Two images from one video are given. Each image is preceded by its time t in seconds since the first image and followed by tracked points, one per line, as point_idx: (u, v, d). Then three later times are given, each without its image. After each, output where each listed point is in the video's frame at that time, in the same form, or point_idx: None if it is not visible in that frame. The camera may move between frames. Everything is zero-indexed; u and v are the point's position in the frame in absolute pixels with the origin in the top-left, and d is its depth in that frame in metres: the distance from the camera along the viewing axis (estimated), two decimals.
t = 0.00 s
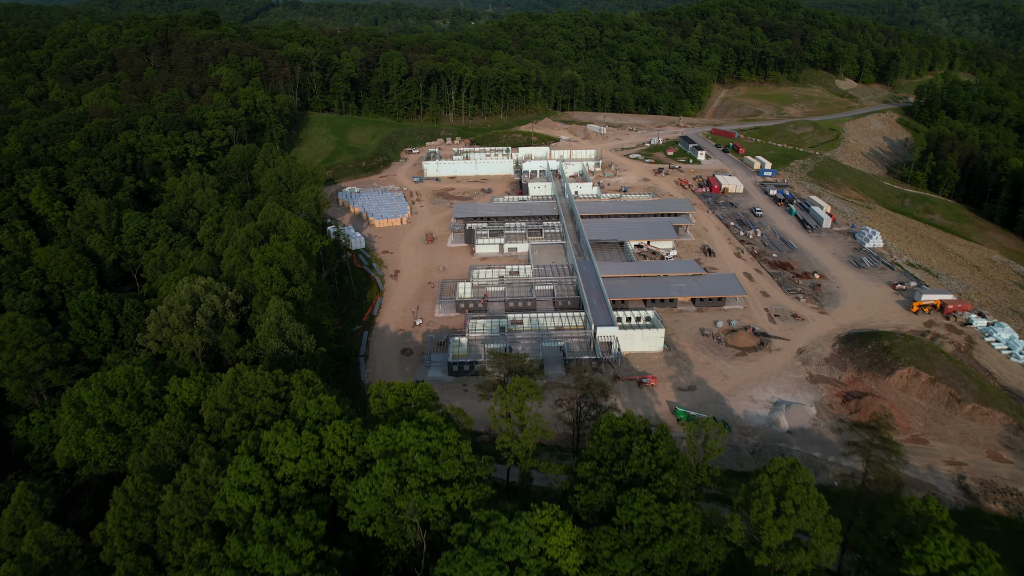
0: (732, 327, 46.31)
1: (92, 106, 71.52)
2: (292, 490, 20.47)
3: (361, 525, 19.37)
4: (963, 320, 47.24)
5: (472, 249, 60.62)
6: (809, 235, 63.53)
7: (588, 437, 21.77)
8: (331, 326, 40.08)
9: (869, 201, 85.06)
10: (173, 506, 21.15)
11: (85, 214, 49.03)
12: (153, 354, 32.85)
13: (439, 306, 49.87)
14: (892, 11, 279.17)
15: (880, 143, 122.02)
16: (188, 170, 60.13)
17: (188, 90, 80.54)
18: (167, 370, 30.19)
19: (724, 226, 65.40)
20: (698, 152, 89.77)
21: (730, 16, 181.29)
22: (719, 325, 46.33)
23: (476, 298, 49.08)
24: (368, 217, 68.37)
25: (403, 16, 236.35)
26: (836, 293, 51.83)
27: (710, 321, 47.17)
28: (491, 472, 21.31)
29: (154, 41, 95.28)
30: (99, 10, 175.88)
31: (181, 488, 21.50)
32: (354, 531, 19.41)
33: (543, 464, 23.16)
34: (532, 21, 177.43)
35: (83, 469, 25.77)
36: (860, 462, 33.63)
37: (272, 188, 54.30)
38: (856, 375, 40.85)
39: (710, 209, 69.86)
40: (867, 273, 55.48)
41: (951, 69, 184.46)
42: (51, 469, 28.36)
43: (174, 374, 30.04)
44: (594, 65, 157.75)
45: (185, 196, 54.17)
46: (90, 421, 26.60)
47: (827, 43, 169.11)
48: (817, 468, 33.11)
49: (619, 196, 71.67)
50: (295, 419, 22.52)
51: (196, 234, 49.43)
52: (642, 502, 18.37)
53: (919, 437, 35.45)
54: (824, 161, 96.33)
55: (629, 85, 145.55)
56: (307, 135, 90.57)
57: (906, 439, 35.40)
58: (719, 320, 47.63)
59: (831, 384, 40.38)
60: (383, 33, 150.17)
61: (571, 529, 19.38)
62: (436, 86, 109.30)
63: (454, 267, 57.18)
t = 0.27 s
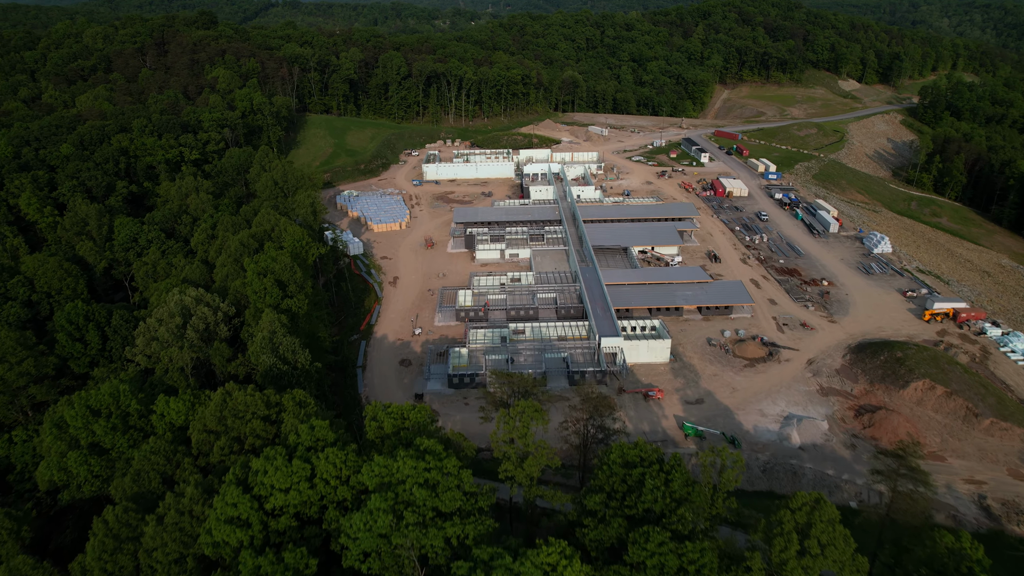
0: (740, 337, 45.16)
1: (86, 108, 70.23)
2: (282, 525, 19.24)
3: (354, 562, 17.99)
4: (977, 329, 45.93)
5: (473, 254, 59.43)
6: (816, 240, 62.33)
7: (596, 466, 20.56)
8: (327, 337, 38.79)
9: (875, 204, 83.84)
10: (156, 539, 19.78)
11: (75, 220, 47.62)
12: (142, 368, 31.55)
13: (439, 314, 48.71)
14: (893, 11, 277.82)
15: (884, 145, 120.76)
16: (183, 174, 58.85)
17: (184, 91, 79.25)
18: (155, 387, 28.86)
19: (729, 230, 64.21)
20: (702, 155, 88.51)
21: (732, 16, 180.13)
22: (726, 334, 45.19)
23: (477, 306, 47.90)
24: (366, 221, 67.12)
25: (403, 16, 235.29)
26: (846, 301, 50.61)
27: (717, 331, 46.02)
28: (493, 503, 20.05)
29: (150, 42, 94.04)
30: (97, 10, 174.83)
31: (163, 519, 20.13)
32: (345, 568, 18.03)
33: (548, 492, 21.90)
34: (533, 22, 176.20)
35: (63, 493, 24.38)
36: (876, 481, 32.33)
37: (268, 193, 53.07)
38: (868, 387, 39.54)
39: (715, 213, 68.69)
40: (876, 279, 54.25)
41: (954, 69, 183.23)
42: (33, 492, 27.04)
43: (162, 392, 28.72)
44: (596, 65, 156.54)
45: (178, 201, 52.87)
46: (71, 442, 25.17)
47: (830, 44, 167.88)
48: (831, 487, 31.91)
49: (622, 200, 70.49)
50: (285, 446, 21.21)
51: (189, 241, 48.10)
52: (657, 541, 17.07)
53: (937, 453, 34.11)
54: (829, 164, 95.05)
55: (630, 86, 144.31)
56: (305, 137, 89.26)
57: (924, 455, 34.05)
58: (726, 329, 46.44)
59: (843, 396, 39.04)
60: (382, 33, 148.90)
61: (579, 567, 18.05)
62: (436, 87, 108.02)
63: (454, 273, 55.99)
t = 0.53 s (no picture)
0: (748, 347, 43.97)
1: (79, 110, 68.94)
2: (270, 563, 17.86)
3: None
4: (991, 338, 44.70)
5: (473, 260, 58.22)
6: (823, 246, 61.06)
7: (607, 500, 19.38)
8: (323, 350, 37.50)
9: (881, 208, 82.58)
10: None
11: (64, 226, 46.35)
12: (129, 384, 30.24)
13: (439, 322, 47.53)
14: (894, 11, 276.61)
15: (888, 147, 119.55)
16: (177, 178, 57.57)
17: (179, 93, 78.03)
18: (142, 405, 27.54)
19: (734, 235, 63.01)
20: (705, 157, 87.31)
21: (734, 17, 179.06)
22: (733, 344, 43.96)
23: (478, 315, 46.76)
24: (364, 226, 65.89)
25: (403, 16, 234.13)
26: (855, 309, 49.38)
27: (724, 340, 44.81)
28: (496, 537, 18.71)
29: (145, 43, 92.83)
30: (95, 11, 173.73)
31: (144, 556, 18.76)
32: None
33: (554, 523, 20.64)
34: (533, 22, 175.04)
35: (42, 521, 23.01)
36: (894, 501, 31.03)
37: (263, 199, 51.84)
38: (882, 400, 38.20)
39: (719, 218, 67.48)
40: (886, 286, 53.00)
41: (957, 70, 182.03)
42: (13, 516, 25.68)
43: (150, 410, 27.40)
44: (596, 66, 155.34)
45: (171, 206, 51.60)
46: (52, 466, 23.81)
47: (833, 44, 166.66)
48: (848, 508, 30.59)
49: (625, 204, 69.27)
50: (275, 476, 19.91)
51: (183, 248, 46.79)
52: None
53: (954, 471, 32.84)
54: (833, 167, 93.77)
55: (632, 87, 143.11)
56: (303, 139, 88.00)
57: (943, 473, 32.72)
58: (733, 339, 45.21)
59: (855, 410, 37.73)
60: (382, 34, 147.76)
61: None
62: (436, 89, 106.80)
63: (454, 280, 54.75)
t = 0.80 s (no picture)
0: (756, 358, 42.78)
1: (72, 113, 67.69)
2: None
3: None
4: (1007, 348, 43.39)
5: (474, 267, 57.02)
6: (831, 251, 59.85)
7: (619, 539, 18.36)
8: (318, 363, 36.27)
9: (887, 211, 81.34)
10: None
11: (54, 233, 45.08)
12: (116, 402, 29.00)
13: (439, 332, 46.32)
14: (896, 11, 275.42)
15: (892, 148, 118.35)
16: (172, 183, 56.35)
17: (175, 95, 76.81)
18: (127, 426, 26.29)
19: (740, 241, 61.80)
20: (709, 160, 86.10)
21: (735, 18, 178.01)
22: (741, 355, 42.76)
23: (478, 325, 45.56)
24: (363, 231, 64.68)
25: (403, 16, 233.12)
26: (866, 317, 48.12)
27: (732, 351, 43.60)
28: None
29: (141, 44, 91.63)
30: (93, 11, 172.68)
31: None
32: None
33: (561, 557, 19.39)
34: (534, 22, 173.96)
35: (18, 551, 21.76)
36: (912, 523, 29.77)
37: (259, 204, 50.59)
38: (896, 415, 36.94)
39: (724, 222, 66.30)
40: (896, 293, 51.73)
41: (960, 70, 180.83)
42: None
43: (135, 432, 26.11)
44: (598, 67, 154.20)
45: (165, 212, 50.38)
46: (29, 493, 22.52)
47: (835, 45, 165.47)
48: (865, 530, 29.33)
49: (628, 208, 68.07)
50: (264, 509, 18.71)
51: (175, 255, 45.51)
52: None
53: (975, 490, 31.55)
54: (838, 169, 92.55)
55: (633, 88, 141.95)
56: (301, 141, 86.76)
57: (963, 492, 31.42)
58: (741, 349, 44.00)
59: (869, 425, 36.47)
60: (381, 35, 146.68)
61: None
62: (436, 90, 105.62)
63: (454, 287, 53.54)
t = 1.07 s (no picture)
0: (765, 369, 41.58)
1: (65, 115, 66.44)
2: None
3: None
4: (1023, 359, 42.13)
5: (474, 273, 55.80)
6: (838, 257, 58.62)
7: None
8: (313, 377, 35.03)
9: (894, 215, 80.09)
10: None
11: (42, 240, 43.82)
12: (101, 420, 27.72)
13: (438, 341, 45.11)
14: (897, 11, 274.16)
15: (897, 150, 117.15)
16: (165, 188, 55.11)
17: (170, 97, 75.57)
18: (111, 448, 25.01)
19: (745, 246, 60.58)
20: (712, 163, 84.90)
21: (737, 18, 176.95)
22: (749, 366, 41.56)
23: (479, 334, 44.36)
24: (361, 236, 63.50)
25: (403, 17, 231.84)
26: (877, 326, 46.87)
27: (740, 362, 42.39)
28: None
29: (137, 45, 90.39)
30: (92, 11, 171.68)
31: None
32: None
33: None
34: (534, 23, 172.76)
35: None
36: (931, 546, 28.55)
37: (254, 210, 49.34)
38: (911, 430, 35.60)
39: (729, 227, 65.09)
40: (907, 301, 50.48)
41: (964, 71, 179.63)
42: None
43: (119, 455, 24.82)
44: (599, 68, 153.08)
45: (158, 218, 49.15)
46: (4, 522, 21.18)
47: (838, 45, 164.28)
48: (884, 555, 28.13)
49: (631, 212, 66.83)
50: (251, 547, 17.51)
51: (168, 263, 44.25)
52: None
53: (996, 511, 30.26)
54: (844, 172, 91.31)
55: (635, 89, 140.82)
56: (298, 143, 85.52)
57: (985, 513, 30.15)
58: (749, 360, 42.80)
59: (883, 440, 35.18)
60: (381, 35, 145.55)
61: None
62: (436, 91, 104.41)
63: (454, 294, 52.31)
